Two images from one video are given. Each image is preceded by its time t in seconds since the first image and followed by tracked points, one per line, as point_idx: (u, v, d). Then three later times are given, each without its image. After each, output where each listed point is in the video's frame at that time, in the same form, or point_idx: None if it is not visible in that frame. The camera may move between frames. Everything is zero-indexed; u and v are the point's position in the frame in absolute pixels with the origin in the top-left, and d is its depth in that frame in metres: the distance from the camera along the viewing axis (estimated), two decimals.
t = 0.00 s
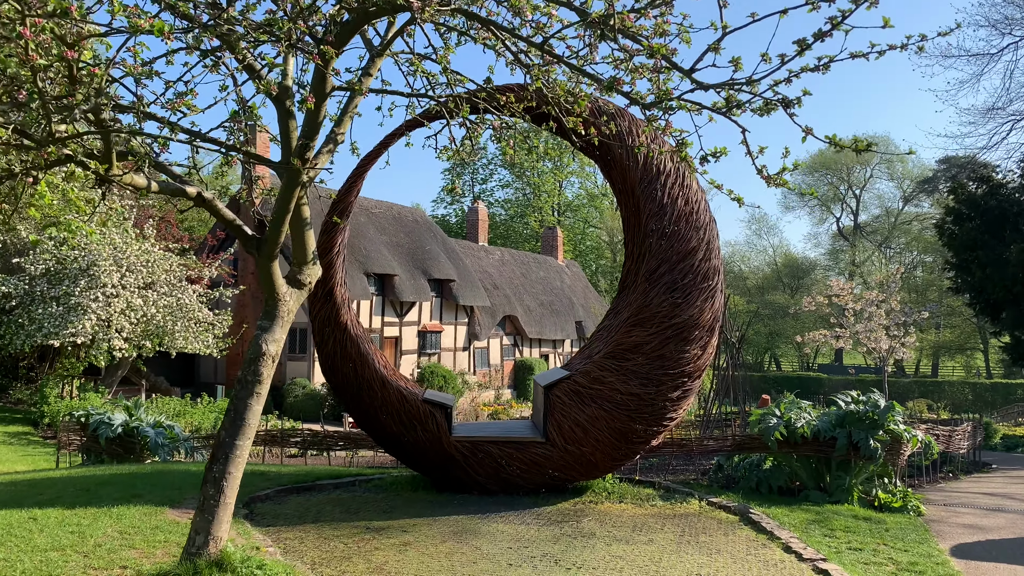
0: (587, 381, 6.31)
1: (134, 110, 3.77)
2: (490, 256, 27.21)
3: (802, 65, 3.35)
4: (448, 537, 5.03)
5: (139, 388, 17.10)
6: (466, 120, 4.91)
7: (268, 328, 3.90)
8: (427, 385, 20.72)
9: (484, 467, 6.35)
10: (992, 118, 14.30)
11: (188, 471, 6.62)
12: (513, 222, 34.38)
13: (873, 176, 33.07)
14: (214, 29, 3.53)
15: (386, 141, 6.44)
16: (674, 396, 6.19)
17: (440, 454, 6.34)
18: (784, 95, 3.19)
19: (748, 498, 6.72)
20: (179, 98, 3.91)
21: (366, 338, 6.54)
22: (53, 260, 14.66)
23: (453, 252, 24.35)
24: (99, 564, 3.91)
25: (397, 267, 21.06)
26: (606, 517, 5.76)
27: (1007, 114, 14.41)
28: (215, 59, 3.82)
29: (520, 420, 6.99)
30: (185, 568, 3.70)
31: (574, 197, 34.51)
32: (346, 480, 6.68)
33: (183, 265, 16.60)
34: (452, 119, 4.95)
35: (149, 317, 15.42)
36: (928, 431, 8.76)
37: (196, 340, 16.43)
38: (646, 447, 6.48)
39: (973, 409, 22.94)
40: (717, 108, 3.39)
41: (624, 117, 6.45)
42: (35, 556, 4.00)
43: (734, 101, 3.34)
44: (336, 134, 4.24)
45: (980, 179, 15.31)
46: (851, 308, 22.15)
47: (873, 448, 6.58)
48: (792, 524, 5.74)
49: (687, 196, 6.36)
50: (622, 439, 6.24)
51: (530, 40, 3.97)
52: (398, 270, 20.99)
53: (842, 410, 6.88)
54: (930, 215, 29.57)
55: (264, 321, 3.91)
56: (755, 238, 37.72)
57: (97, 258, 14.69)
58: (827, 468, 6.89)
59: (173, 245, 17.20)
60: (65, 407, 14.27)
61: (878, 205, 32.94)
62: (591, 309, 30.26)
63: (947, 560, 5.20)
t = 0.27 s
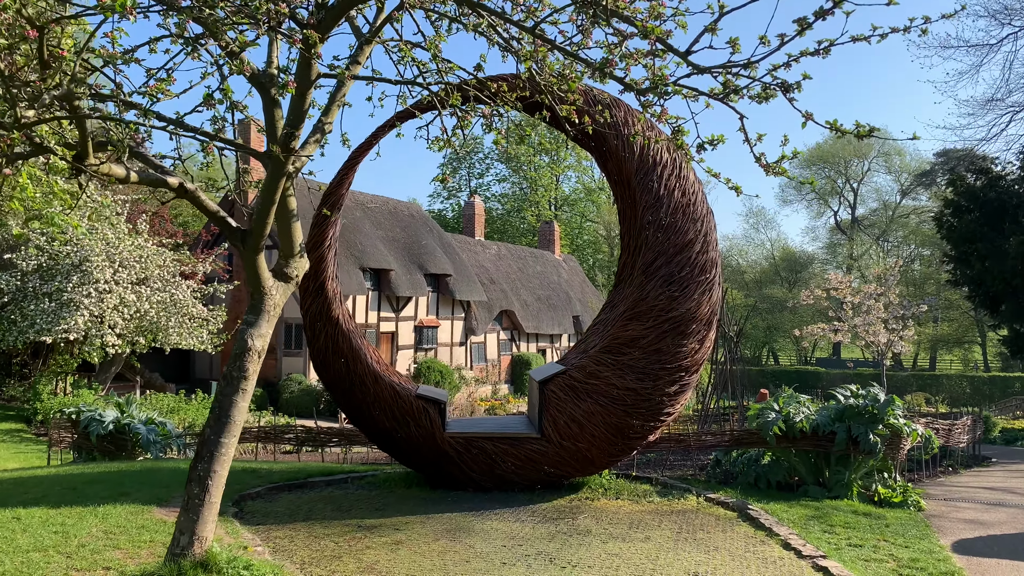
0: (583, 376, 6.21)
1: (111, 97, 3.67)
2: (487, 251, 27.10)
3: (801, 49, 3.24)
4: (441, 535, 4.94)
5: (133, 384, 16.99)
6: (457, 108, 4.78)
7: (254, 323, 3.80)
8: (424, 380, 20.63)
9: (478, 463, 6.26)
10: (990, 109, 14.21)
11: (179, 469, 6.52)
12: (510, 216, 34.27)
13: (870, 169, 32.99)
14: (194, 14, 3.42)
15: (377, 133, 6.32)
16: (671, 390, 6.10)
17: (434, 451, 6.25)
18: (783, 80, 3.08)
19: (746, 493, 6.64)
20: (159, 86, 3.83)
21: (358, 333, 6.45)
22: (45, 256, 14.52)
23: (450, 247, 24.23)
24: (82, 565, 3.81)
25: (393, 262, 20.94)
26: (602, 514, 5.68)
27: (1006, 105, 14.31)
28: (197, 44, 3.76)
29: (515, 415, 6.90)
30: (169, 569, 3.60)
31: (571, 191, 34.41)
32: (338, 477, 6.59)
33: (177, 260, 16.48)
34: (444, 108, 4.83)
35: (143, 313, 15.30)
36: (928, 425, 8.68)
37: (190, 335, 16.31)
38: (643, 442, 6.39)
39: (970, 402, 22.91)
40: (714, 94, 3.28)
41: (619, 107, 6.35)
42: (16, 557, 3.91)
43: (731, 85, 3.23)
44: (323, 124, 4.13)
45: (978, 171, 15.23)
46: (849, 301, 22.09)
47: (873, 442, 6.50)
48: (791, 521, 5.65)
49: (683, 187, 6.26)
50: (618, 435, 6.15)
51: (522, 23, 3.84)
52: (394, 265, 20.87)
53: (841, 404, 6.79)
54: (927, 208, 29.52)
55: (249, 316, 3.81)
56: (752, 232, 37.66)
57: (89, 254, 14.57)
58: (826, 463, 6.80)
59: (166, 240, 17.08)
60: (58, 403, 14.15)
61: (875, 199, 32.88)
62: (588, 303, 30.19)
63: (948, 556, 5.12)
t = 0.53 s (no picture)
0: (578, 369, 6.14)
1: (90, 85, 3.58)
2: (485, 246, 27.02)
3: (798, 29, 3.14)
4: (434, 532, 4.87)
5: (129, 381, 16.91)
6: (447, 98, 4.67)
7: (239, 318, 3.72)
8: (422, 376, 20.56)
9: (472, 459, 6.19)
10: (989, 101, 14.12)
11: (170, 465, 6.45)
12: (508, 211, 34.16)
13: (869, 162, 32.88)
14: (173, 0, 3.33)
15: (368, 125, 6.22)
16: (668, 384, 6.02)
17: (427, 446, 6.18)
18: (779, 63, 2.99)
19: (744, 488, 6.56)
20: (142, 74, 3.77)
21: (350, 328, 6.36)
22: (39, 252, 14.40)
23: (448, 242, 24.13)
24: (64, 565, 3.73)
25: (391, 257, 20.85)
26: (597, 509, 5.61)
27: (1005, 95, 14.21)
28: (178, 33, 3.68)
29: (510, 410, 6.82)
30: (153, 569, 3.53)
31: (569, 186, 34.30)
32: (332, 474, 6.51)
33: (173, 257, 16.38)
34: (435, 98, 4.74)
35: (138, 309, 15.21)
36: (927, 418, 8.60)
37: (187, 332, 16.25)
38: (639, 436, 6.31)
39: (970, 395, 22.87)
40: (708, 79, 3.19)
41: (614, 97, 6.26)
42: None
43: (725, 68, 3.14)
44: (310, 114, 4.04)
45: (977, 162, 15.15)
46: (847, 294, 22.03)
47: (872, 435, 6.42)
48: (789, 515, 5.58)
49: (679, 178, 6.18)
50: (614, 429, 6.08)
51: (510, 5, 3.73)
52: (392, 261, 20.77)
53: (840, 397, 6.71)
54: (927, 201, 29.44)
55: (234, 310, 3.73)
56: (751, 226, 37.58)
57: (83, 250, 14.47)
58: (825, 456, 6.73)
59: (162, 236, 16.99)
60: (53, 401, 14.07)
61: (874, 192, 32.80)
62: (587, 298, 30.12)
63: (949, 551, 5.04)
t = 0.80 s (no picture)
0: (575, 369, 6.05)
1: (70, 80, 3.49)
2: (488, 245, 26.93)
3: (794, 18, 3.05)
4: (427, 535, 4.78)
5: (130, 381, 16.86)
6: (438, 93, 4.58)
7: (224, 317, 3.64)
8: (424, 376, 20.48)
9: (468, 460, 6.11)
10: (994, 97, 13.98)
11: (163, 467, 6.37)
12: (511, 210, 34.05)
13: (873, 160, 32.70)
14: None
15: (363, 121, 6.12)
16: (667, 383, 5.93)
17: (422, 447, 6.10)
18: (775, 53, 2.90)
19: (745, 489, 6.47)
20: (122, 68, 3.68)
21: (345, 327, 6.28)
22: (38, 252, 14.30)
23: (450, 242, 24.05)
24: (46, 570, 3.65)
25: (392, 257, 20.78)
26: (595, 512, 5.52)
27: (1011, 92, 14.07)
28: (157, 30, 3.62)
29: (508, 410, 6.74)
30: (135, 574, 3.45)
31: (572, 185, 34.18)
32: (327, 475, 6.43)
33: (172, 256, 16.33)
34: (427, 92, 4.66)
35: (138, 309, 15.15)
36: (931, 418, 8.49)
37: (187, 332, 16.20)
38: (638, 437, 6.22)
39: (975, 394, 22.70)
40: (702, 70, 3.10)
41: (611, 92, 6.16)
42: None
43: (717, 58, 3.06)
44: (297, 109, 3.96)
45: (982, 160, 15.02)
46: (851, 292, 21.89)
47: (874, 436, 6.32)
48: (789, 517, 5.48)
49: (678, 175, 6.08)
50: (612, 430, 5.99)
51: None
52: (393, 260, 20.70)
53: (841, 397, 6.61)
54: (931, 199, 29.27)
55: (219, 309, 3.65)
56: (755, 224, 37.43)
57: (82, 250, 14.41)
58: (827, 457, 6.63)
59: (162, 236, 16.93)
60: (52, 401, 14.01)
61: (878, 190, 32.63)
62: (590, 297, 30.02)
63: (953, 554, 4.94)
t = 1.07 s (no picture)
0: (571, 376, 5.97)
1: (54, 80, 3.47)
2: (492, 250, 26.88)
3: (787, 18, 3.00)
4: (417, 544, 4.71)
5: (130, 384, 16.83)
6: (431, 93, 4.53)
7: (208, 321, 3.58)
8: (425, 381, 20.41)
9: (462, 467, 6.03)
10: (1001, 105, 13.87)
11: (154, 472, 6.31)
12: (516, 216, 33.97)
13: (880, 168, 32.56)
14: None
15: (359, 124, 6.06)
16: (664, 391, 5.84)
17: (416, 454, 6.02)
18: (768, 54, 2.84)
19: (743, 499, 6.38)
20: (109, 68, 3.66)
21: (339, 332, 6.21)
22: (40, 254, 14.28)
23: (454, 246, 24.00)
24: None
25: (395, 261, 20.72)
26: (589, 521, 5.43)
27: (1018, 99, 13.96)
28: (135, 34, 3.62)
29: (504, 417, 6.66)
30: None
31: (577, 191, 34.13)
32: (320, 481, 6.36)
33: (174, 259, 16.33)
34: (421, 96, 4.63)
35: (139, 312, 15.13)
36: (934, 428, 8.39)
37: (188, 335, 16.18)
38: (635, 446, 6.13)
39: (981, 404, 22.51)
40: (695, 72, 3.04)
41: (609, 96, 6.09)
42: None
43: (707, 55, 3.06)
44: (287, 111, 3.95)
45: (988, 167, 14.91)
46: (856, 300, 21.77)
47: (875, 446, 6.22)
48: (787, 529, 5.39)
49: (677, 179, 6.01)
50: (608, 437, 5.90)
51: None
52: (396, 265, 20.65)
53: (842, 407, 6.52)
54: (938, 207, 29.10)
55: (203, 312, 3.59)
56: (761, 232, 37.30)
57: (84, 253, 14.40)
58: (827, 467, 6.54)
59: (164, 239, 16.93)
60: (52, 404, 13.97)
61: (885, 198, 32.48)
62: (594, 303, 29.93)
63: (954, 568, 4.84)
